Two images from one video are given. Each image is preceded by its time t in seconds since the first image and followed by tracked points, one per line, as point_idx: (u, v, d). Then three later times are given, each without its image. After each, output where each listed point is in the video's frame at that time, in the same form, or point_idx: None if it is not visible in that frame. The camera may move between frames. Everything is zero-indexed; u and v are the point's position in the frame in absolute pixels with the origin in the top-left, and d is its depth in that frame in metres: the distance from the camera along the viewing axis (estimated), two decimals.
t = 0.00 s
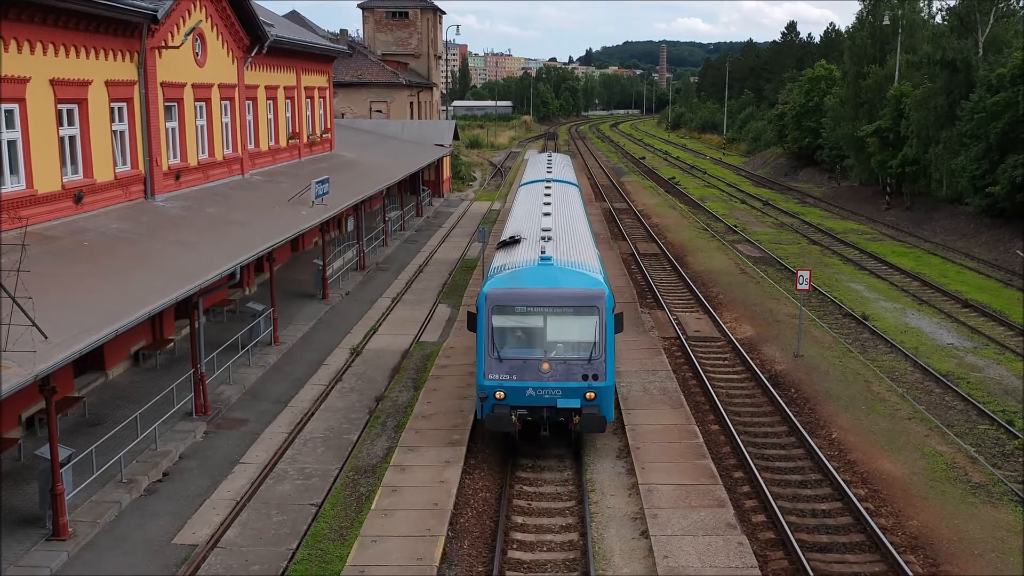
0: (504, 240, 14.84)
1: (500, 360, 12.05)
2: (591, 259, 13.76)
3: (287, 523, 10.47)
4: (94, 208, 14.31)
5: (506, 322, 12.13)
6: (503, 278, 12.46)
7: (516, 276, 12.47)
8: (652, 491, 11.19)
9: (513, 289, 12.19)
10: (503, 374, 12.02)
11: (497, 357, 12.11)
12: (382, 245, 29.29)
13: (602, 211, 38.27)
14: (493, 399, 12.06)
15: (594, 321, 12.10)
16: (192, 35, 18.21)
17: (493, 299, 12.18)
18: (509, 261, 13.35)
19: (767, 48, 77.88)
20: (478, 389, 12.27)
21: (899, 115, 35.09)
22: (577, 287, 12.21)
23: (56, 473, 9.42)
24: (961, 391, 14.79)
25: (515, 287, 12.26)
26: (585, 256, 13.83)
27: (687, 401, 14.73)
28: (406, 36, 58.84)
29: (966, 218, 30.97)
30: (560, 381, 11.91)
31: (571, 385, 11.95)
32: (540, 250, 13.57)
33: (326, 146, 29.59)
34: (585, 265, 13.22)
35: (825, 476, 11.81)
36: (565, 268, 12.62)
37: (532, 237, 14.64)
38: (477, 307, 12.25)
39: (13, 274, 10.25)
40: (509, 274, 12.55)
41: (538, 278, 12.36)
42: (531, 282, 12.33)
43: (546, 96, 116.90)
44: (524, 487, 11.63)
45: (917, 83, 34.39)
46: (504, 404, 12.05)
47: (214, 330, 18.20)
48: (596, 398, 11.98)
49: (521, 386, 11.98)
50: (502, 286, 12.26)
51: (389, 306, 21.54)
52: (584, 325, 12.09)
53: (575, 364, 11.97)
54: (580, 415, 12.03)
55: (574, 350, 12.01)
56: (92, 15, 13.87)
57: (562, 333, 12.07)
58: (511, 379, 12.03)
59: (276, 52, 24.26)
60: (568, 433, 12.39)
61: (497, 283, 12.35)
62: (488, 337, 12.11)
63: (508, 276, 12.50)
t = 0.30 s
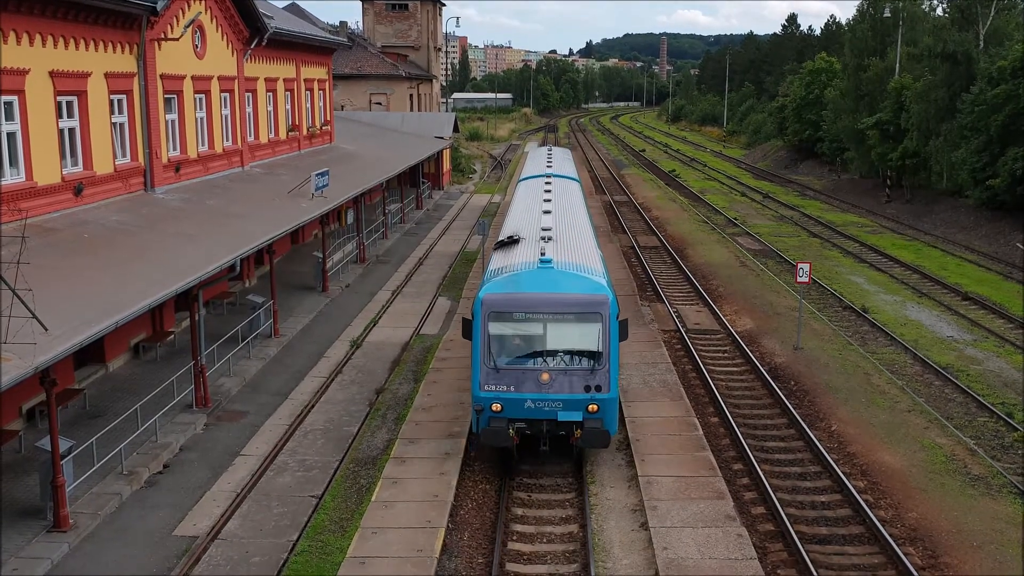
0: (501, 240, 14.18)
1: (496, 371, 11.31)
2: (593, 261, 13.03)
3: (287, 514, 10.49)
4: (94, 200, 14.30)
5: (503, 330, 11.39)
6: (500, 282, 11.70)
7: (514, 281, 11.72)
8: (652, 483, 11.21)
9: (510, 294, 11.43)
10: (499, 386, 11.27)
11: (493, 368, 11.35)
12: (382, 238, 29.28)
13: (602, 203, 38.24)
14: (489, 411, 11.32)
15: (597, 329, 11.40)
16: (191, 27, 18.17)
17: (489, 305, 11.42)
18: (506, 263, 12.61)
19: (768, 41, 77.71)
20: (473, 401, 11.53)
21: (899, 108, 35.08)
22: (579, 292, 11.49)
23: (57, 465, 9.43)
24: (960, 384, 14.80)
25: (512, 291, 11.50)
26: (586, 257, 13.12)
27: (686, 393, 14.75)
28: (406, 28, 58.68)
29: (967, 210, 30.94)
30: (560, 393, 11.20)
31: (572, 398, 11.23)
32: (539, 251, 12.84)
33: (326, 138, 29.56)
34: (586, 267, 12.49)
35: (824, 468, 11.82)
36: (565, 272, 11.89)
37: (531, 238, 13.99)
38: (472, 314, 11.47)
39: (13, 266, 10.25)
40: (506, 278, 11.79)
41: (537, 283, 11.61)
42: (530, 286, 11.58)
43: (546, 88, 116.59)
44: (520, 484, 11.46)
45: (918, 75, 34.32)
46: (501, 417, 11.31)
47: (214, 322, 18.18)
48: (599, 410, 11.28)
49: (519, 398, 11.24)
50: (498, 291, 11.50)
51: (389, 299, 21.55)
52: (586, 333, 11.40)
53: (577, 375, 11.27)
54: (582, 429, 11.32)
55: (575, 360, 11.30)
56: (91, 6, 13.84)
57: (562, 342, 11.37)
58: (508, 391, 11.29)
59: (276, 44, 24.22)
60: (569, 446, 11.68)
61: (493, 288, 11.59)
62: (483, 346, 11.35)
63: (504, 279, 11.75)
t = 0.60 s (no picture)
0: (499, 236, 13.42)
1: (492, 380, 10.53)
2: (596, 259, 12.16)
3: (288, 501, 10.53)
4: (93, 188, 14.28)
5: (500, 336, 10.56)
6: (496, 283, 10.85)
7: (512, 282, 10.86)
8: (651, 471, 11.24)
9: (506, 298, 10.59)
10: (495, 396, 10.51)
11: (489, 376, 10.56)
12: (382, 227, 29.25)
13: (602, 192, 38.18)
14: (484, 423, 10.57)
15: (601, 335, 10.53)
16: (191, 15, 18.10)
17: (485, 309, 10.60)
18: (504, 262, 11.76)
19: (769, 29, 77.45)
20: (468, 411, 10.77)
21: (900, 97, 35.01)
22: (581, 295, 10.60)
23: (58, 452, 9.46)
24: (959, 373, 14.82)
25: (509, 294, 10.66)
26: (590, 255, 12.27)
27: (686, 382, 14.77)
28: (406, 16, 58.44)
29: (967, 200, 30.89)
30: (560, 404, 10.43)
31: (573, 409, 10.46)
32: (539, 249, 11.99)
33: (326, 126, 29.50)
34: (590, 267, 11.60)
35: (823, 457, 11.85)
36: (567, 273, 11.02)
37: (530, 234, 13.22)
38: (467, 319, 10.67)
39: (13, 254, 10.25)
40: (503, 279, 10.95)
41: (536, 285, 10.75)
42: (528, 289, 10.72)
43: (546, 76, 116.26)
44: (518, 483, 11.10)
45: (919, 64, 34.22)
46: (497, 429, 10.56)
47: (214, 310, 18.17)
48: (603, 422, 10.49)
49: (516, 409, 10.48)
50: (495, 294, 10.67)
51: (389, 287, 21.54)
52: (588, 340, 10.54)
53: (578, 385, 10.47)
54: (585, 442, 10.55)
55: (577, 369, 10.49)
56: None
57: (563, 349, 10.53)
58: (505, 401, 10.52)
59: (276, 31, 24.14)
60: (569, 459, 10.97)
61: (490, 290, 10.76)
62: (479, 353, 10.55)
63: (502, 281, 10.89)
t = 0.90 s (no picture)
0: (497, 233, 13.07)
1: (487, 392, 9.81)
2: (599, 262, 11.53)
3: (288, 489, 10.56)
4: (93, 175, 14.25)
5: (496, 344, 9.84)
6: (493, 288, 10.16)
7: (509, 286, 10.17)
8: (651, 459, 11.26)
9: (503, 303, 9.90)
10: (490, 409, 9.79)
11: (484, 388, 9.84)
12: (381, 214, 29.22)
13: (602, 180, 38.13)
14: (477, 438, 9.85)
15: (604, 344, 9.82)
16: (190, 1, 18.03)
17: (480, 315, 9.89)
18: (501, 265, 11.10)
19: (770, 16, 77.22)
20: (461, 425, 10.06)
21: (901, 85, 34.92)
22: (584, 302, 9.91)
23: (59, 439, 9.48)
24: (958, 361, 14.84)
25: (506, 300, 9.96)
26: (592, 258, 11.65)
27: (685, 370, 14.80)
28: (406, 3, 58.19)
29: (968, 188, 30.86)
30: (561, 418, 9.72)
31: (575, 424, 9.76)
32: (537, 252, 11.36)
33: (325, 113, 29.45)
34: (592, 270, 10.95)
35: (822, 444, 11.88)
36: (568, 277, 10.33)
37: (529, 234, 12.63)
38: (461, 325, 9.95)
39: (13, 241, 10.24)
40: (500, 283, 10.26)
41: (535, 291, 10.07)
42: (527, 294, 10.04)
43: (546, 64, 115.93)
44: (517, 484, 10.79)
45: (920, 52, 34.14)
46: (492, 445, 9.83)
47: (214, 298, 18.16)
48: (607, 438, 9.78)
49: (513, 423, 9.77)
50: (491, 299, 9.96)
51: (388, 276, 21.52)
52: (591, 349, 9.84)
53: (580, 398, 9.76)
54: (587, 459, 9.83)
55: (579, 380, 9.78)
56: None
57: (564, 359, 9.82)
58: (501, 415, 9.81)
59: (275, 18, 24.06)
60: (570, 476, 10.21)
61: (485, 295, 10.05)
62: (473, 362, 9.83)
63: (498, 285, 10.20)
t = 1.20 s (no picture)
0: (495, 232, 12.86)
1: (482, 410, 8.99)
2: (601, 269, 10.77)
3: (289, 476, 10.59)
4: (93, 163, 14.23)
5: (491, 358, 8.98)
6: (490, 295, 9.23)
7: (507, 293, 9.23)
8: (651, 447, 11.28)
9: (499, 313, 8.97)
10: (485, 429, 8.98)
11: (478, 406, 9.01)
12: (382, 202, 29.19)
13: (602, 168, 38.06)
14: (471, 460, 9.06)
15: (610, 357, 8.93)
16: None
17: (474, 326, 8.97)
18: (498, 269, 10.26)
19: (771, 3, 76.91)
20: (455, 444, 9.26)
21: (903, 72, 34.81)
22: (589, 311, 9.00)
23: (60, 427, 9.49)
24: (958, 349, 14.85)
25: (503, 308, 9.04)
26: (594, 264, 10.91)
27: (685, 358, 14.82)
28: None
29: (969, 176, 30.79)
30: (562, 440, 8.91)
31: (577, 446, 8.94)
32: (537, 256, 10.55)
33: (326, 101, 29.41)
34: (596, 276, 10.12)
35: (822, 432, 11.91)
36: (571, 283, 9.40)
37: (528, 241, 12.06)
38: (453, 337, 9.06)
39: (14, 229, 10.23)
40: (496, 289, 9.33)
41: (535, 298, 9.14)
42: (526, 302, 9.11)
43: (547, 51, 115.57)
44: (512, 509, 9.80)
45: (922, 40, 34.03)
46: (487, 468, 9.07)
47: (214, 287, 18.15)
48: (613, 460, 8.97)
49: (511, 444, 8.97)
50: (486, 308, 9.03)
51: (389, 264, 21.51)
52: (596, 364, 8.94)
53: (584, 417, 8.93)
54: (591, 483, 9.04)
55: (583, 397, 8.94)
56: None
57: (567, 374, 8.95)
58: (497, 435, 9.00)
59: (275, 6, 23.98)
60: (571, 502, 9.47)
61: (480, 302, 9.13)
62: (467, 377, 8.97)
63: (495, 292, 9.28)
